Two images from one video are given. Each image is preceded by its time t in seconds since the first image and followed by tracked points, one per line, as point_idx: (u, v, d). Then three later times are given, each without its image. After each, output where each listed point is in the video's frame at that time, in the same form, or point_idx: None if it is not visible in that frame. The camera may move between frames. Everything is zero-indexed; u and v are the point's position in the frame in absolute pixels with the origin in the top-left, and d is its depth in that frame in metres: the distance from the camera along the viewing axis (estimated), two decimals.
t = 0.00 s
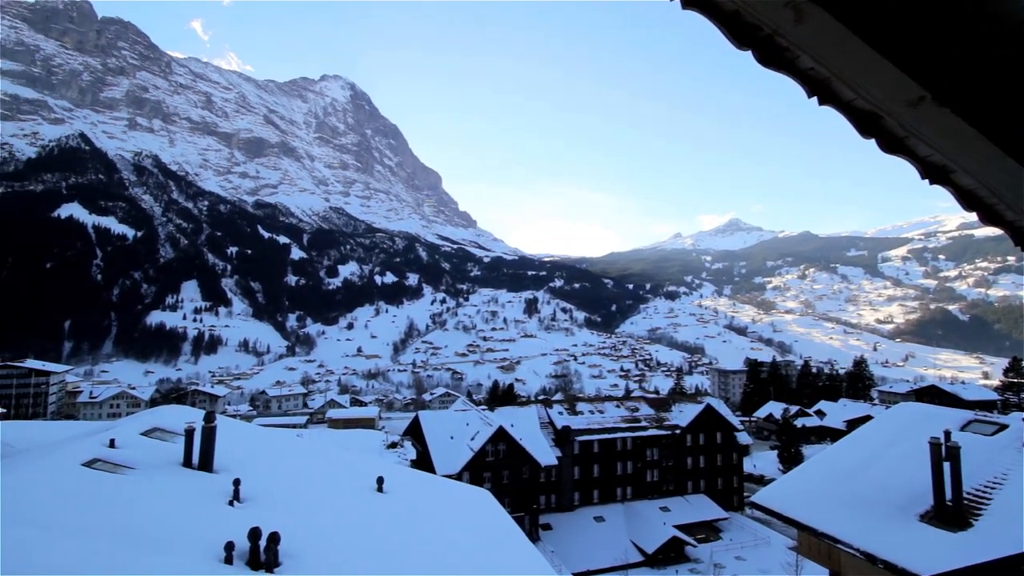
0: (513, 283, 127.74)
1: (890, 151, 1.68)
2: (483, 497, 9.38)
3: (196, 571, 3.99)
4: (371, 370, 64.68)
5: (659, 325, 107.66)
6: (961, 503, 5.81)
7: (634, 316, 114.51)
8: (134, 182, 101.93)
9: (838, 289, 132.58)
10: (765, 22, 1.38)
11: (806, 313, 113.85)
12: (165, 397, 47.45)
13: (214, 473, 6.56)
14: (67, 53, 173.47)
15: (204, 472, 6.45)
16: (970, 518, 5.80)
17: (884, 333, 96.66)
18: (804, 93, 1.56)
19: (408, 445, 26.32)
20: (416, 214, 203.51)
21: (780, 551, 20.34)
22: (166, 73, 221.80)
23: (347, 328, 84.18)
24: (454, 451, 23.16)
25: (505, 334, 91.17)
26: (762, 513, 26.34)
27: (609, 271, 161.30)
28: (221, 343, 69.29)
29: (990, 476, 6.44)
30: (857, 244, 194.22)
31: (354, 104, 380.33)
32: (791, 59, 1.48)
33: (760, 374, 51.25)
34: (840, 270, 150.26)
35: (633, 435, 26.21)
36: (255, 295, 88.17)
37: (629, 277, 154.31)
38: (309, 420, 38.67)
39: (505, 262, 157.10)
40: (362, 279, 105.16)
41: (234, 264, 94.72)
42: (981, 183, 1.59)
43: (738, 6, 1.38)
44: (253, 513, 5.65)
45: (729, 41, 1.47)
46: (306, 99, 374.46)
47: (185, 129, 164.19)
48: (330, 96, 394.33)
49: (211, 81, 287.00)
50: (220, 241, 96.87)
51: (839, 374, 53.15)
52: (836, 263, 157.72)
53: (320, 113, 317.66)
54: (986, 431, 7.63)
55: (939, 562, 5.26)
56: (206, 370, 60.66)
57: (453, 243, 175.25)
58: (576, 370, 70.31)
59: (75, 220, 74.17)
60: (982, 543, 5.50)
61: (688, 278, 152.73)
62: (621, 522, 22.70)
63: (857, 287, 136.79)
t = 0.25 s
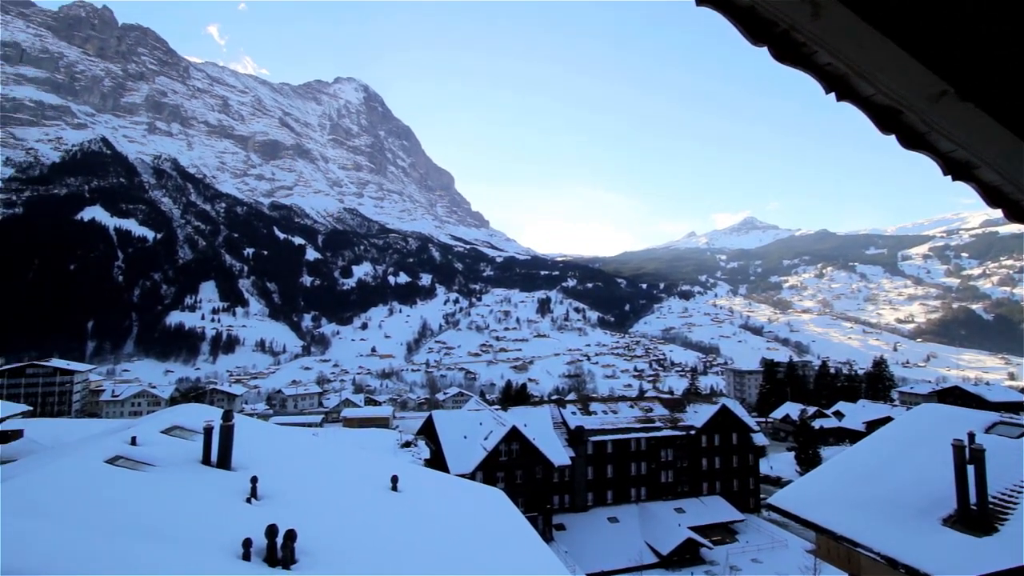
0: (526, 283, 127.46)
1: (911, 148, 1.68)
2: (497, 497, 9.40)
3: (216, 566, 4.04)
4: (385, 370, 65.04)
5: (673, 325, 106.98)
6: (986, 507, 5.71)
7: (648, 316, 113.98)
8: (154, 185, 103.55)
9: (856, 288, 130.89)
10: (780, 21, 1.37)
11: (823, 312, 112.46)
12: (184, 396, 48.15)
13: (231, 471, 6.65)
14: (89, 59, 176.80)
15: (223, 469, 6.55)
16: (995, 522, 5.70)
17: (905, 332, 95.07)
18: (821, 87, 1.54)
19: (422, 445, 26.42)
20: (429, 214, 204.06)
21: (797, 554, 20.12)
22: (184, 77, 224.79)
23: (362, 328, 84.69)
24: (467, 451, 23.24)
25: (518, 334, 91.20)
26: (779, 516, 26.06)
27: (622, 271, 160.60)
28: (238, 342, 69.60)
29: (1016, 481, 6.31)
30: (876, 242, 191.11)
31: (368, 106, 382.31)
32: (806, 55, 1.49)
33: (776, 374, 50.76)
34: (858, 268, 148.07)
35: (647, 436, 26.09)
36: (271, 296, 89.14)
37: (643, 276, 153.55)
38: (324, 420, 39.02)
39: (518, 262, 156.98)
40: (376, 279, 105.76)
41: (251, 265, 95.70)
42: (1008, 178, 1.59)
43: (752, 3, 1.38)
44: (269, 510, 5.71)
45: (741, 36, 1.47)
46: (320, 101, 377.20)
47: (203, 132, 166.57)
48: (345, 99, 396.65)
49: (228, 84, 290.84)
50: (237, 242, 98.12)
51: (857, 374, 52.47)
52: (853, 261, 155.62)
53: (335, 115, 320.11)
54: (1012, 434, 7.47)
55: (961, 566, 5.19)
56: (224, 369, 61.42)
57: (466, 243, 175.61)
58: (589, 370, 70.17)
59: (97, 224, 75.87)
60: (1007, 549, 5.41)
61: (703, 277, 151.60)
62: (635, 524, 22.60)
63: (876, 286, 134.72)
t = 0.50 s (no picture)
0: (538, 284, 127.30)
1: (931, 144, 1.77)
2: (511, 496, 9.42)
3: (235, 562, 4.13)
4: (398, 369, 65.34)
5: (687, 325, 106.27)
6: (1010, 511, 5.62)
7: (661, 316, 113.39)
8: (173, 187, 105.08)
9: (874, 286, 129.12)
10: (801, 18, 1.49)
11: (840, 312, 111.04)
12: (202, 395, 48.79)
13: (248, 469, 6.73)
14: (110, 65, 180.07)
15: (240, 467, 6.65)
16: (1020, 527, 5.63)
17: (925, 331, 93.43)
18: (841, 84, 1.68)
19: (435, 444, 26.52)
20: (441, 215, 204.80)
21: (814, 557, 19.91)
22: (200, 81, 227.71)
23: (375, 328, 85.18)
24: (480, 451, 23.28)
25: (530, 334, 91.20)
26: (795, 518, 25.74)
27: (635, 270, 159.86)
28: (254, 343, 70.46)
29: None
30: (895, 240, 188.10)
31: (381, 108, 384.78)
32: (825, 53, 1.61)
33: (793, 374, 50.28)
34: (876, 267, 145.81)
35: (660, 437, 25.98)
36: (286, 296, 90.00)
37: (656, 275, 152.72)
38: (339, 419, 39.40)
39: (530, 262, 156.96)
40: (389, 280, 106.38)
41: (266, 266, 96.67)
42: None
43: (772, 1, 1.51)
44: (285, 508, 5.79)
45: (761, 34, 1.62)
46: (334, 103, 379.75)
47: (219, 135, 168.77)
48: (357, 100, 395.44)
49: (244, 89, 294.14)
50: (253, 244, 99.29)
51: (876, 375, 51.80)
52: (871, 260, 153.42)
53: (348, 117, 322.28)
54: None
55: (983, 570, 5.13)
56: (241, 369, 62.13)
57: (478, 243, 175.85)
58: (602, 370, 70.05)
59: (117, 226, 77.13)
60: None
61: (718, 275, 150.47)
62: (649, 525, 22.48)
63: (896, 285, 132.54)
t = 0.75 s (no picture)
0: (553, 284, 127.21)
1: (956, 137, 1.81)
2: (527, 497, 9.42)
3: (254, 560, 4.18)
4: (413, 369, 65.65)
5: (704, 325, 105.40)
6: None
7: (676, 316, 112.62)
8: (193, 190, 106.74)
9: (895, 285, 126.99)
10: (824, 21, 1.53)
11: (861, 311, 109.34)
12: (222, 394, 49.50)
13: (267, 467, 6.82)
14: (132, 71, 183.77)
15: (259, 465, 6.74)
16: None
17: (949, 331, 91.53)
18: (863, 79, 1.70)
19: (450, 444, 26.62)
20: (456, 215, 205.37)
21: (834, 562, 19.63)
22: (219, 85, 231.11)
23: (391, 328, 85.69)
24: (494, 451, 23.32)
25: (545, 334, 91.09)
26: (816, 522, 25.32)
27: (651, 270, 158.90)
28: (272, 343, 71.32)
29: None
30: (918, 238, 184.52)
31: (396, 110, 387.02)
32: (848, 50, 1.63)
33: (812, 375, 49.66)
34: (899, 265, 143.08)
35: (676, 438, 25.82)
36: (303, 296, 90.92)
37: (672, 275, 151.74)
38: (356, 419, 39.75)
39: (544, 262, 156.84)
40: (405, 280, 106.96)
41: (284, 267, 97.79)
42: None
43: None
44: (302, 505, 5.86)
45: (785, 32, 1.61)
46: (349, 106, 382.53)
47: (238, 138, 171.17)
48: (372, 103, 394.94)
49: (261, 93, 297.87)
50: (271, 246, 100.48)
51: (898, 376, 50.95)
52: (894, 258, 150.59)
53: (364, 119, 324.59)
54: None
55: None
56: (260, 369, 62.90)
57: (493, 244, 176.05)
58: (617, 370, 69.83)
59: (140, 228, 78.63)
60: None
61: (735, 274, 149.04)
62: (665, 527, 22.36)
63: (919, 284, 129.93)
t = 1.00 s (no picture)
0: (564, 283, 126.97)
1: (976, 133, 1.78)
2: (538, 497, 9.42)
3: (270, 560, 4.22)
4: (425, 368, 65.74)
5: (717, 324, 104.55)
6: None
7: (689, 315, 111.90)
8: (208, 193, 107.82)
9: (914, 284, 124.97)
10: (853, 23, 1.52)
11: (879, 310, 107.45)
12: (237, 393, 50.01)
13: (282, 465, 6.91)
14: (149, 75, 186.32)
15: (273, 463, 6.80)
16: None
17: (970, 331, 89.88)
18: (880, 73, 1.67)
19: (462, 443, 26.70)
20: (467, 215, 205.60)
21: (850, 565, 19.47)
22: (234, 88, 233.57)
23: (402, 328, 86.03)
24: (506, 451, 23.34)
25: (556, 334, 90.94)
26: (831, 524, 25.09)
27: (663, 269, 158.05)
28: (286, 342, 71.97)
29: None
30: (936, 236, 181.51)
31: (407, 111, 388.31)
32: (867, 42, 1.60)
33: (828, 375, 49.10)
34: (917, 264, 140.80)
35: (689, 438, 25.67)
36: (316, 296, 91.55)
37: (684, 275, 150.82)
38: (368, 418, 39.99)
39: (555, 262, 156.60)
40: (416, 280, 107.32)
41: (297, 267, 98.58)
42: None
43: None
44: (315, 503, 5.92)
45: (799, 28, 1.62)
46: (361, 107, 384.11)
47: (252, 140, 172.75)
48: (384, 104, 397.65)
49: (275, 95, 300.57)
50: (284, 246, 101.31)
51: (916, 377, 50.19)
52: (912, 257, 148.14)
53: (375, 120, 326.02)
54: None
55: None
56: (274, 368, 63.42)
57: (504, 244, 176.01)
58: (629, 370, 69.60)
59: (157, 230, 79.64)
60: None
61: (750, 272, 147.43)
62: (677, 528, 22.28)
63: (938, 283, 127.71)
